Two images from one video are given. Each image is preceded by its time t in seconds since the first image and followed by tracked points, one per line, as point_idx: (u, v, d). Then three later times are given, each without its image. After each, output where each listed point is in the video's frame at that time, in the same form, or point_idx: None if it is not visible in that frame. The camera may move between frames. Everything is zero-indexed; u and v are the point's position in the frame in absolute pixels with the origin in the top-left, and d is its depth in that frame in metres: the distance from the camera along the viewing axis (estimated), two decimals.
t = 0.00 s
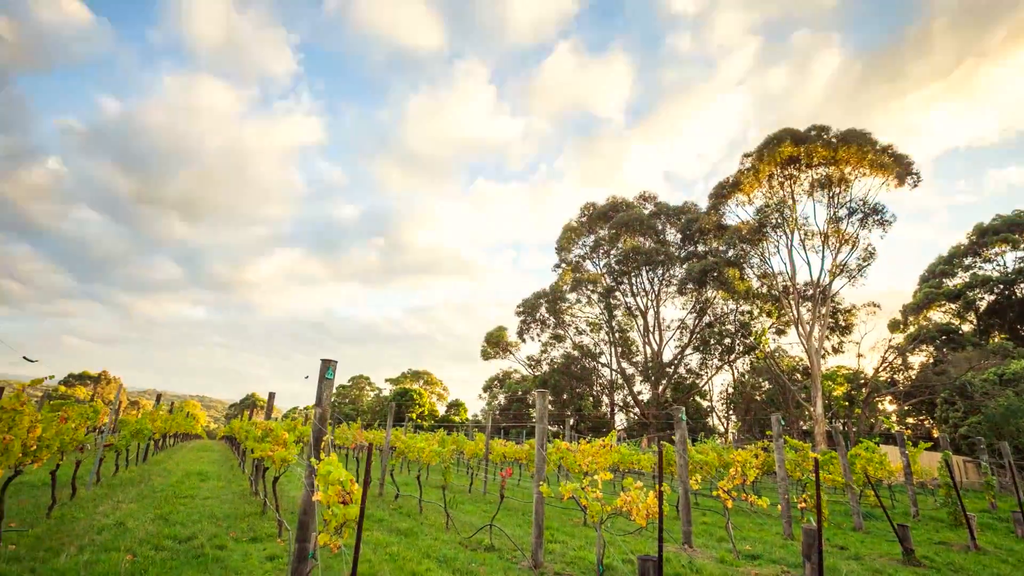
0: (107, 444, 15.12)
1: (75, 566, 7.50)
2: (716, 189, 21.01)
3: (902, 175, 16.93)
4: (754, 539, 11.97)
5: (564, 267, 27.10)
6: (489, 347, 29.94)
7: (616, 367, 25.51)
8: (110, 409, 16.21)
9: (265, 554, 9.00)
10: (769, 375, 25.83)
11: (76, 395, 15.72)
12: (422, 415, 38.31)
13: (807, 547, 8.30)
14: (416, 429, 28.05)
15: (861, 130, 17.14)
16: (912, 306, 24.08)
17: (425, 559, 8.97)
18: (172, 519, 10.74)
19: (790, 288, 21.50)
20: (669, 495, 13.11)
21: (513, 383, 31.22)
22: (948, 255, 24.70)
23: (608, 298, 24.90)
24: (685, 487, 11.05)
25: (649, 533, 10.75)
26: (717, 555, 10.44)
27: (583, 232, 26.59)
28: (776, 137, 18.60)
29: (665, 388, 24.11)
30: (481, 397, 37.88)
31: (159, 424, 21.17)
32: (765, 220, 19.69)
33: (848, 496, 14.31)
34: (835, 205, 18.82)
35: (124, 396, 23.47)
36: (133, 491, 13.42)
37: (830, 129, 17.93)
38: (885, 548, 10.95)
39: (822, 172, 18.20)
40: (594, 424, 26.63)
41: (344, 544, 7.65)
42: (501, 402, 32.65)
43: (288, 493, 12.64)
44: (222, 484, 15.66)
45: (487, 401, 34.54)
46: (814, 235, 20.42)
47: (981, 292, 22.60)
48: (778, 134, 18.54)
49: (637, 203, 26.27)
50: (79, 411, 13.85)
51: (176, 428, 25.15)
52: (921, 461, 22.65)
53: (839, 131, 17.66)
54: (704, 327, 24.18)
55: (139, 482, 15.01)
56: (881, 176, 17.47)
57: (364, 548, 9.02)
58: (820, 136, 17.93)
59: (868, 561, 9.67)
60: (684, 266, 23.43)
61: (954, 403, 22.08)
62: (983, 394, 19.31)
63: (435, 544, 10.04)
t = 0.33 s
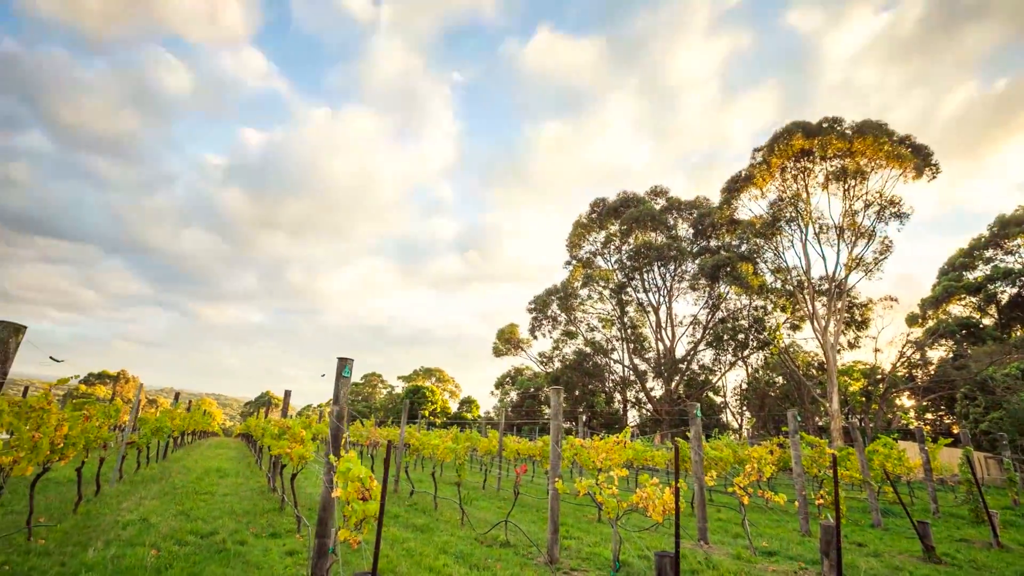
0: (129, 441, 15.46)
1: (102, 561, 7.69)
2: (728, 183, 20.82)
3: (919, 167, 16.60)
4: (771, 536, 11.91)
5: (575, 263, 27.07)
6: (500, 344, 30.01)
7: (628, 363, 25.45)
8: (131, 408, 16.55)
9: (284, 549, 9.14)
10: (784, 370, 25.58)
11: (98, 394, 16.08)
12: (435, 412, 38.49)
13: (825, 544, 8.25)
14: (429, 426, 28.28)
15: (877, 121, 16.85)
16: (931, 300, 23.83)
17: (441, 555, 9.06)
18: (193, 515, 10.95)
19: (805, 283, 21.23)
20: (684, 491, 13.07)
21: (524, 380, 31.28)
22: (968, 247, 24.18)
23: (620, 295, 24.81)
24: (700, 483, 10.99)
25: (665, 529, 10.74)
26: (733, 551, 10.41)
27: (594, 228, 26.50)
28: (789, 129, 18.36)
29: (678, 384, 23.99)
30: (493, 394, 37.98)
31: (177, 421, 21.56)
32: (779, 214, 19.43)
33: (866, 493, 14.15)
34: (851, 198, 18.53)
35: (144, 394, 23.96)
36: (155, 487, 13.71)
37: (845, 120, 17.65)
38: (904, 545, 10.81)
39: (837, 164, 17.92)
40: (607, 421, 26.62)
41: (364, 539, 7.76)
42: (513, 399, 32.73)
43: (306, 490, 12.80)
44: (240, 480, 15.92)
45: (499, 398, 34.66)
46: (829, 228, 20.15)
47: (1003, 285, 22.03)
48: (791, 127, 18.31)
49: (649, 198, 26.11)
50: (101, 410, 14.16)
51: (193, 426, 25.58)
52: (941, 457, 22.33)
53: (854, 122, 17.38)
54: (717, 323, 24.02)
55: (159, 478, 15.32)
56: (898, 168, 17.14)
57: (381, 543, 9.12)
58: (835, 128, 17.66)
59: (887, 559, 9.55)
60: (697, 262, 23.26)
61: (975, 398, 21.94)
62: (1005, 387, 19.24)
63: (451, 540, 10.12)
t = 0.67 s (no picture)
0: (150, 439, 15.79)
1: (129, 555, 7.89)
2: (741, 177, 20.64)
3: (938, 158, 16.26)
4: (787, 533, 11.83)
5: (587, 259, 27.02)
6: (512, 341, 30.07)
7: (640, 359, 25.37)
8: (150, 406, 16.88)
9: (304, 545, 9.29)
10: (798, 366, 25.33)
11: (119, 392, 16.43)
12: (447, 410, 38.70)
13: (844, 540, 8.18)
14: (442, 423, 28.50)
15: (894, 111, 16.55)
16: (950, 293, 23.44)
17: (457, 550, 9.14)
18: (213, 511, 11.16)
19: (820, 277, 20.96)
20: (699, 487, 13.03)
21: (536, 377, 31.33)
22: (989, 240, 23.70)
23: (631, 290, 24.70)
24: (716, 479, 10.94)
25: (680, 525, 10.72)
26: (750, 548, 10.36)
27: (605, 224, 26.41)
28: (803, 122, 18.15)
29: (691, 380, 23.87)
30: (505, 390, 38.07)
31: (195, 419, 21.93)
32: (794, 207, 19.18)
33: (884, 489, 13.99)
34: (868, 190, 18.23)
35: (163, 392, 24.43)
36: (176, 483, 13.99)
37: (861, 112, 17.36)
38: (924, 542, 10.67)
39: (853, 156, 17.65)
40: (619, 417, 26.56)
41: (382, 535, 7.85)
42: (525, 396, 32.79)
43: (323, 486, 12.96)
44: (258, 477, 16.18)
45: (511, 395, 34.76)
46: (844, 221, 19.87)
47: None
48: (805, 119, 18.06)
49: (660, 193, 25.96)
50: (123, 408, 14.47)
51: (211, 424, 25.99)
52: (962, 454, 21.99)
53: (870, 113, 17.09)
54: (730, 318, 23.85)
55: (179, 475, 15.62)
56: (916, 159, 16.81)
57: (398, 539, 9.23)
58: (850, 119, 17.40)
59: (907, 556, 9.45)
60: (709, 257, 23.06)
61: (996, 393, 21.55)
62: None
63: (467, 536, 10.19)
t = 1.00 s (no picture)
0: (170, 436, 16.11)
1: (155, 550, 8.08)
2: (754, 170, 20.45)
3: (957, 149, 15.90)
4: (805, 529, 11.74)
5: (598, 255, 26.96)
6: (524, 338, 30.13)
7: (652, 355, 25.29)
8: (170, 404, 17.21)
9: (323, 540, 9.44)
10: (813, 361, 25.08)
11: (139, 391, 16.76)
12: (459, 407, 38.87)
13: (862, 537, 8.09)
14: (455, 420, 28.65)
15: (911, 102, 16.22)
16: (971, 286, 22.98)
17: (474, 547, 9.21)
18: (233, 506, 11.36)
19: (835, 271, 20.70)
20: (715, 484, 12.98)
21: (548, 373, 31.37)
22: (1011, 231, 23.18)
23: (643, 286, 24.57)
24: (732, 476, 10.88)
25: (696, 521, 10.70)
26: (767, 544, 10.30)
27: (616, 220, 26.32)
28: (817, 114, 17.92)
29: (704, 376, 23.71)
30: (518, 387, 38.15)
31: (213, 417, 22.29)
32: (808, 201, 18.92)
33: (904, 486, 13.80)
34: (884, 182, 17.92)
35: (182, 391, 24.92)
36: (196, 480, 14.27)
37: (877, 102, 17.04)
38: (946, 540, 10.50)
39: (868, 148, 17.36)
40: (632, 413, 26.48)
41: (401, 531, 7.94)
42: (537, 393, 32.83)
43: (339, 483, 13.13)
44: (276, 474, 16.44)
45: (524, 392, 34.84)
46: (860, 214, 19.57)
47: None
48: (820, 111, 17.80)
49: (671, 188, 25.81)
50: (143, 407, 14.78)
51: (228, 421, 26.39)
52: (983, 450, 21.59)
53: (886, 104, 16.78)
54: (744, 313, 23.64)
55: (199, 472, 15.92)
56: (934, 150, 16.46)
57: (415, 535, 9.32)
58: (866, 110, 17.10)
59: (928, 553, 9.32)
60: (722, 252, 22.85)
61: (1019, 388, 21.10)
62: None
63: (483, 532, 10.26)
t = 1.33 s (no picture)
0: (190, 433, 16.40)
1: (178, 544, 8.25)
2: (767, 164, 20.23)
3: (977, 138, 15.53)
4: (822, 526, 11.63)
5: (610, 251, 26.89)
6: (536, 335, 30.14)
7: (665, 351, 25.19)
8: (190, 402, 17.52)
9: (341, 535, 9.57)
10: (828, 356, 24.80)
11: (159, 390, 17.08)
12: (471, 404, 39.04)
13: (882, 534, 8.02)
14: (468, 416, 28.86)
15: (929, 91, 15.87)
16: (992, 279, 22.47)
17: (490, 543, 9.28)
18: (252, 502, 11.56)
19: (851, 265, 20.41)
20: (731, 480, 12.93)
21: (560, 370, 31.36)
22: None
23: (655, 282, 24.44)
24: (748, 472, 10.82)
25: (711, 517, 10.67)
26: (784, 541, 10.24)
27: (628, 216, 26.22)
28: (832, 105, 17.65)
29: (718, 372, 23.55)
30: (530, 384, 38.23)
31: (230, 415, 22.63)
32: (823, 194, 18.63)
33: (924, 482, 13.61)
34: (902, 173, 17.60)
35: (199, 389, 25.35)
36: (216, 477, 14.51)
37: (893, 92, 16.72)
38: (968, 537, 10.34)
39: (885, 139, 17.05)
40: (644, 410, 26.41)
41: (420, 526, 8.04)
42: (550, 389, 32.86)
43: (356, 479, 13.29)
44: (292, 470, 16.66)
45: (536, 388, 34.89)
46: (877, 207, 19.27)
47: None
48: (834, 102, 17.56)
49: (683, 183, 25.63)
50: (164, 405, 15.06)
51: (244, 419, 26.76)
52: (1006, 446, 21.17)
53: (903, 94, 16.44)
54: (758, 309, 23.44)
55: (218, 468, 16.19)
56: (953, 140, 16.10)
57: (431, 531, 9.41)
58: (882, 100, 16.79)
59: (949, 551, 9.21)
60: (735, 247, 22.63)
61: None
62: None
63: (499, 528, 10.33)
